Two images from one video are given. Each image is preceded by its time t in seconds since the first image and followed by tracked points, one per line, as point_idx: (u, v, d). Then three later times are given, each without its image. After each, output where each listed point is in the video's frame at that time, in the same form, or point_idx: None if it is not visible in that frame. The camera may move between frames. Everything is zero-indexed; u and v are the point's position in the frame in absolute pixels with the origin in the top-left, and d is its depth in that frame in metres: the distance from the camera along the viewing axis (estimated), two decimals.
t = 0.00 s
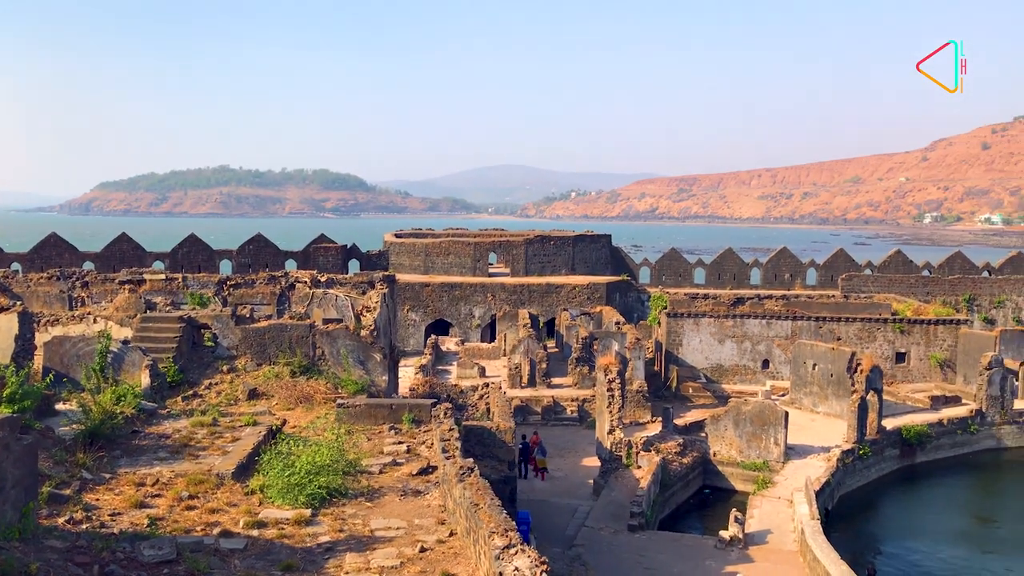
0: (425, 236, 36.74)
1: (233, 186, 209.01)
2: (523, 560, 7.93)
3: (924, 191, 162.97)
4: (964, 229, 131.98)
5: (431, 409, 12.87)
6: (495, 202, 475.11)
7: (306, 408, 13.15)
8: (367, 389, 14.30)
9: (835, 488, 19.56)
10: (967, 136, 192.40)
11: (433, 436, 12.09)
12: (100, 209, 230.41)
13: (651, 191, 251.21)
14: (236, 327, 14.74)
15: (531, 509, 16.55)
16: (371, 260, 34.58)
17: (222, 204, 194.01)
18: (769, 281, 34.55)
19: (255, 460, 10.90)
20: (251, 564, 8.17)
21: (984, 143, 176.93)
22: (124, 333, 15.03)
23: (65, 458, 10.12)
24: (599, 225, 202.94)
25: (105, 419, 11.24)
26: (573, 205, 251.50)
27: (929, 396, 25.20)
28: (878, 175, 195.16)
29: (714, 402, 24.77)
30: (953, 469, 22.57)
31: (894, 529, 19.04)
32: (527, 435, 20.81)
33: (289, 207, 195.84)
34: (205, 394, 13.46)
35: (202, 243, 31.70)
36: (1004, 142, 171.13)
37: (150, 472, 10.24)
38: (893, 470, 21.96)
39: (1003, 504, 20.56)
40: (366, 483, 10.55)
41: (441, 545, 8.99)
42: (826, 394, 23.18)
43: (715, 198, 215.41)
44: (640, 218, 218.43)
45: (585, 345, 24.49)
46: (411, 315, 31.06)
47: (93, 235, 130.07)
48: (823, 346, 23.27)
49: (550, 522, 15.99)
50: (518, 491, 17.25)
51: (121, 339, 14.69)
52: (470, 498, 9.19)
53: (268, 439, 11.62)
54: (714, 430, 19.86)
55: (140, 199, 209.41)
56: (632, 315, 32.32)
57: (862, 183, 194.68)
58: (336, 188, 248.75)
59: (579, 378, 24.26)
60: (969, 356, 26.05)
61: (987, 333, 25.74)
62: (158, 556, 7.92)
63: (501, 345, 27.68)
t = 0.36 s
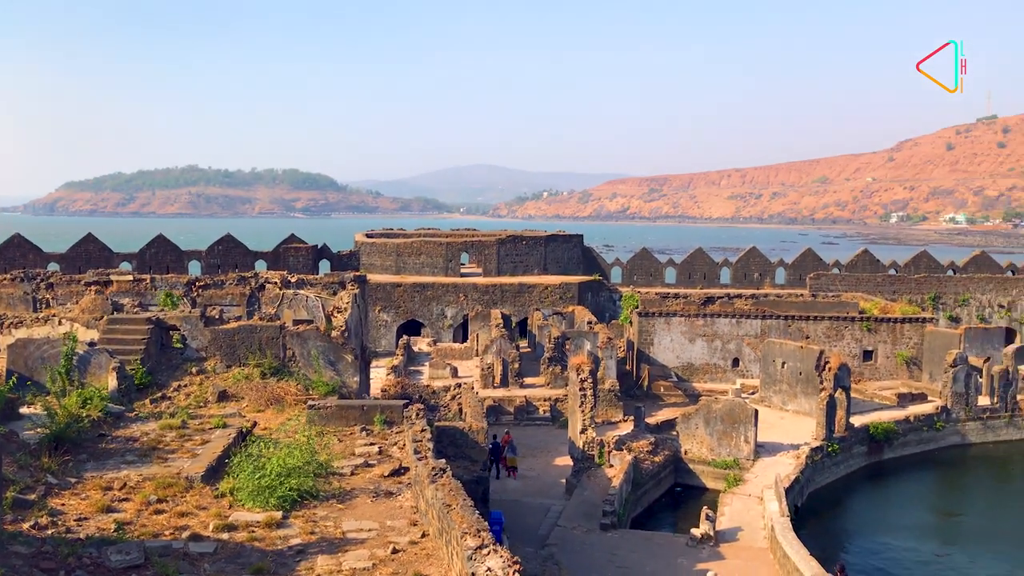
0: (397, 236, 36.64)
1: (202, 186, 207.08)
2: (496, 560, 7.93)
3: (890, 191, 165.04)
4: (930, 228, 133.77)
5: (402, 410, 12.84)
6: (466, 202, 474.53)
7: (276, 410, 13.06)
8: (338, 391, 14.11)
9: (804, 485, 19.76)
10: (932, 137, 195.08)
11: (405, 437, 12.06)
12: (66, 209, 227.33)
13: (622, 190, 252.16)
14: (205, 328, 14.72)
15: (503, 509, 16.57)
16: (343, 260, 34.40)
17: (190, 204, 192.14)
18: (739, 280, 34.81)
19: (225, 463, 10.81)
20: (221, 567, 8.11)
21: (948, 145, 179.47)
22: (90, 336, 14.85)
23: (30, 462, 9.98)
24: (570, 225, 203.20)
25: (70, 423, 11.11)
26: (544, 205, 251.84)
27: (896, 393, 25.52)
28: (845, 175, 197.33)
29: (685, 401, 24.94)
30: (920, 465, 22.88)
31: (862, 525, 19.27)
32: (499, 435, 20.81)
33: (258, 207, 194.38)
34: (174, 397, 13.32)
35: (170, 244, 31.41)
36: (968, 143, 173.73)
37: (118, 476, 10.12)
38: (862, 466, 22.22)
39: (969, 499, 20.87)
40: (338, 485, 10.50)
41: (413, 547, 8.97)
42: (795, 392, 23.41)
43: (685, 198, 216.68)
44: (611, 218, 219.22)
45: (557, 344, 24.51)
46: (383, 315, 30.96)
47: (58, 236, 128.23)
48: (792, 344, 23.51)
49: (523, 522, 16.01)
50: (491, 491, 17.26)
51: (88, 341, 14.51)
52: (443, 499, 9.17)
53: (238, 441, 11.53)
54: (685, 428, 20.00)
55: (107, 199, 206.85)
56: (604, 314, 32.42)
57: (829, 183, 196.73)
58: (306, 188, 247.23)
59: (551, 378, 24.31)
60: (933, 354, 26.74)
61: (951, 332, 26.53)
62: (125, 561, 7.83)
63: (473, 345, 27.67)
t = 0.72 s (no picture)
0: (363, 236, 36.48)
1: (165, 187, 204.51)
2: (464, 561, 7.94)
3: (852, 191, 167.32)
4: (890, 228, 135.69)
5: (369, 412, 12.79)
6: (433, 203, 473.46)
7: (241, 413, 12.95)
8: (304, 393, 14.08)
9: (769, 482, 19.98)
10: (892, 138, 197.95)
11: (371, 439, 12.01)
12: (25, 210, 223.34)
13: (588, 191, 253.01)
14: (169, 330, 14.49)
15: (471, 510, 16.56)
16: (308, 261, 34.23)
17: (153, 205, 189.69)
18: (704, 279, 35.08)
19: (189, 467, 10.69)
20: (185, 573, 8.02)
21: (908, 146, 182.27)
22: (50, 339, 14.61)
23: None
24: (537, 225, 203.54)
25: (28, 428, 10.96)
26: (511, 205, 251.97)
27: (859, 391, 25.87)
28: (808, 176, 199.59)
29: (652, 400, 25.10)
30: (882, 461, 23.22)
31: (826, 520, 19.52)
32: (467, 435, 20.80)
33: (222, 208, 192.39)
34: (136, 400, 13.16)
35: (132, 245, 31.00)
36: (928, 144, 176.47)
37: (78, 481, 9.97)
38: (825, 463, 22.51)
39: (929, 494, 21.22)
40: (305, 488, 10.44)
41: (381, 548, 8.94)
42: (759, 390, 23.66)
43: (651, 199, 217.91)
44: (577, 218, 219.89)
45: (525, 345, 24.53)
46: (349, 316, 30.82)
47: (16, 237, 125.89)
48: (756, 343, 23.74)
49: (491, 522, 16.02)
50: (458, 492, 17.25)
51: (47, 344, 14.27)
52: (410, 500, 9.16)
53: (202, 444, 11.42)
54: (652, 427, 20.11)
55: (67, 200, 203.66)
56: (571, 314, 32.53)
57: (793, 183, 198.88)
58: (271, 188, 245.15)
59: (519, 378, 24.37)
60: (895, 351, 27.13)
61: (912, 330, 26.92)
62: (85, 568, 7.72)
63: (440, 346, 27.64)
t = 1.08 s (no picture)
0: (333, 236, 36.30)
1: (131, 186, 201.99)
2: (436, 561, 7.93)
3: (819, 191, 168.99)
4: (857, 227, 137.12)
5: (340, 412, 12.72)
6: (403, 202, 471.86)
7: (210, 414, 12.84)
8: (273, 394, 14.00)
9: (739, 478, 20.16)
10: (859, 138, 200.18)
11: (343, 439, 11.97)
12: None
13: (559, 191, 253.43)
14: (136, 331, 14.33)
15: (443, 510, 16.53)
16: (277, 261, 34.01)
17: (119, 205, 187.26)
18: (675, 278, 35.29)
19: (157, 469, 10.58)
20: None
21: (874, 146, 184.47)
22: (13, 341, 14.38)
23: None
24: (507, 224, 203.36)
25: None
26: (482, 205, 251.77)
27: (827, 387, 26.15)
28: (777, 176, 201.35)
29: (623, 398, 25.22)
30: (849, 456, 23.49)
31: (795, 516, 19.71)
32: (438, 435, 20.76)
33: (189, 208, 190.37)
34: (103, 402, 13.01)
35: (98, 245, 30.62)
36: (893, 144, 178.65)
37: (43, 485, 9.85)
38: (794, 459, 22.75)
39: (895, 488, 21.52)
40: (275, 489, 10.37)
41: (352, 550, 8.91)
42: (729, 388, 23.86)
43: (621, 198, 218.66)
44: (548, 217, 220.13)
45: (496, 344, 24.52)
46: (319, 316, 30.66)
47: None
48: (726, 340, 23.93)
49: (463, 522, 16.00)
50: (430, 492, 17.22)
51: (11, 346, 14.05)
52: (381, 501, 9.13)
53: (171, 447, 11.31)
54: (624, 424, 20.23)
55: (31, 200, 200.53)
56: (543, 313, 32.59)
57: (761, 183, 200.50)
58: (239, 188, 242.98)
59: (491, 378, 24.37)
60: (862, 348, 27.52)
61: (879, 327, 27.28)
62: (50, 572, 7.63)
63: (412, 346, 27.58)
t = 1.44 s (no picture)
0: (301, 234, 36.06)
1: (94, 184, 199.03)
2: (405, 560, 7.92)
3: (785, 190, 170.60)
4: (822, 226, 138.52)
5: (309, 412, 12.62)
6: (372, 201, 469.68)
7: (176, 415, 12.71)
8: (240, 395, 13.88)
9: (708, 475, 20.32)
10: (824, 138, 202.33)
11: (311, 439, 11.90)
12: None
13: (528, 190, 253.63)
14: (99, 332, 14.12)
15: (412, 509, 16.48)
16: (245, 260, 33.73)
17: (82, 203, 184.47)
18: (644, 276, 35.46)
19: (121, 471, 10.45)
20: None
21: (840, 146, 186.60)
22: None
23: None
24: (476, 223, 203.05)
25: None
26: (451, 204, 251.27)
27: (793, 384, 26.43)
28: (744, 175, 202.97)
29: (592, 396, 25.32)
30: (815, 452, 23.77)
31: (763, 512, 19.90)
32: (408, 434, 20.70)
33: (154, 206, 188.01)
34: (65, 404, 12.82)
35: (60, 244, 30.18)
36: (858, 144, 180.78)
37: (3, 489, 9.69)
38: (762, 456, 22.97)
39: (860, 483, 21.80)
40: (242, 490, 10.28)
41: (321, 550, 8.86)
42: (697, 385, 24.04)
43: (590, 197, 219.23)
44: (517, 216, 220.21)
45: (466, 343, 24.47)
46: (287, 315, 30.44)
47: None
48: (694, 338, 24.10)
49: (433, 521, 15.97)
50: (400, 492, 17.17)
51: None
52: (350, 501, 9.09)
53: (135, 448, 11.17)
54: (593, 422, 20.30)
55: None
56: (513, 312, 32.60)
57: (729, 182, 202.02)
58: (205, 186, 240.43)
59: (461, 377, 24.34)
60: (827, 346, 27.87)
61: (843, 324, 27.63)
62: None
63: (380, 345, 27.46)
